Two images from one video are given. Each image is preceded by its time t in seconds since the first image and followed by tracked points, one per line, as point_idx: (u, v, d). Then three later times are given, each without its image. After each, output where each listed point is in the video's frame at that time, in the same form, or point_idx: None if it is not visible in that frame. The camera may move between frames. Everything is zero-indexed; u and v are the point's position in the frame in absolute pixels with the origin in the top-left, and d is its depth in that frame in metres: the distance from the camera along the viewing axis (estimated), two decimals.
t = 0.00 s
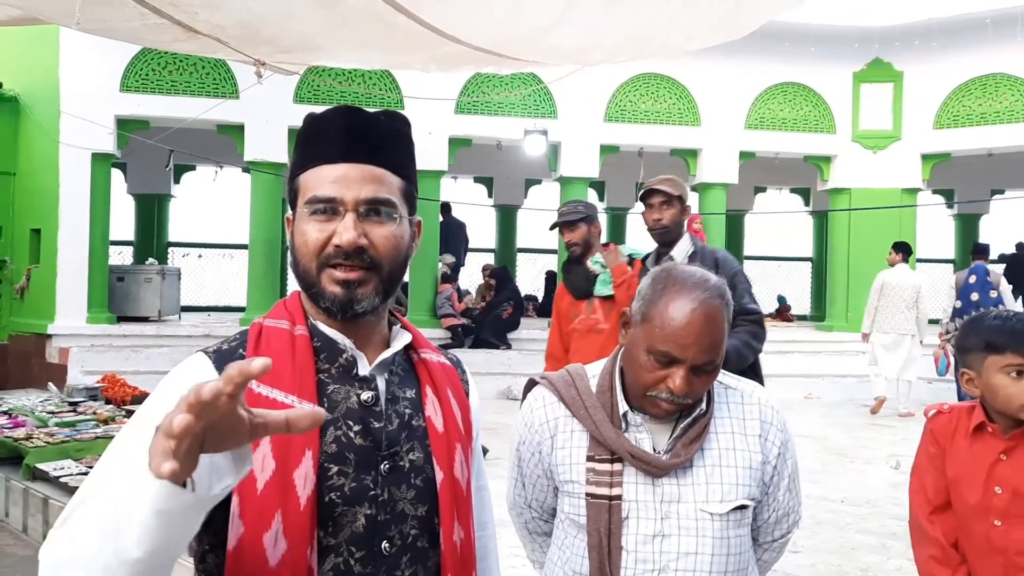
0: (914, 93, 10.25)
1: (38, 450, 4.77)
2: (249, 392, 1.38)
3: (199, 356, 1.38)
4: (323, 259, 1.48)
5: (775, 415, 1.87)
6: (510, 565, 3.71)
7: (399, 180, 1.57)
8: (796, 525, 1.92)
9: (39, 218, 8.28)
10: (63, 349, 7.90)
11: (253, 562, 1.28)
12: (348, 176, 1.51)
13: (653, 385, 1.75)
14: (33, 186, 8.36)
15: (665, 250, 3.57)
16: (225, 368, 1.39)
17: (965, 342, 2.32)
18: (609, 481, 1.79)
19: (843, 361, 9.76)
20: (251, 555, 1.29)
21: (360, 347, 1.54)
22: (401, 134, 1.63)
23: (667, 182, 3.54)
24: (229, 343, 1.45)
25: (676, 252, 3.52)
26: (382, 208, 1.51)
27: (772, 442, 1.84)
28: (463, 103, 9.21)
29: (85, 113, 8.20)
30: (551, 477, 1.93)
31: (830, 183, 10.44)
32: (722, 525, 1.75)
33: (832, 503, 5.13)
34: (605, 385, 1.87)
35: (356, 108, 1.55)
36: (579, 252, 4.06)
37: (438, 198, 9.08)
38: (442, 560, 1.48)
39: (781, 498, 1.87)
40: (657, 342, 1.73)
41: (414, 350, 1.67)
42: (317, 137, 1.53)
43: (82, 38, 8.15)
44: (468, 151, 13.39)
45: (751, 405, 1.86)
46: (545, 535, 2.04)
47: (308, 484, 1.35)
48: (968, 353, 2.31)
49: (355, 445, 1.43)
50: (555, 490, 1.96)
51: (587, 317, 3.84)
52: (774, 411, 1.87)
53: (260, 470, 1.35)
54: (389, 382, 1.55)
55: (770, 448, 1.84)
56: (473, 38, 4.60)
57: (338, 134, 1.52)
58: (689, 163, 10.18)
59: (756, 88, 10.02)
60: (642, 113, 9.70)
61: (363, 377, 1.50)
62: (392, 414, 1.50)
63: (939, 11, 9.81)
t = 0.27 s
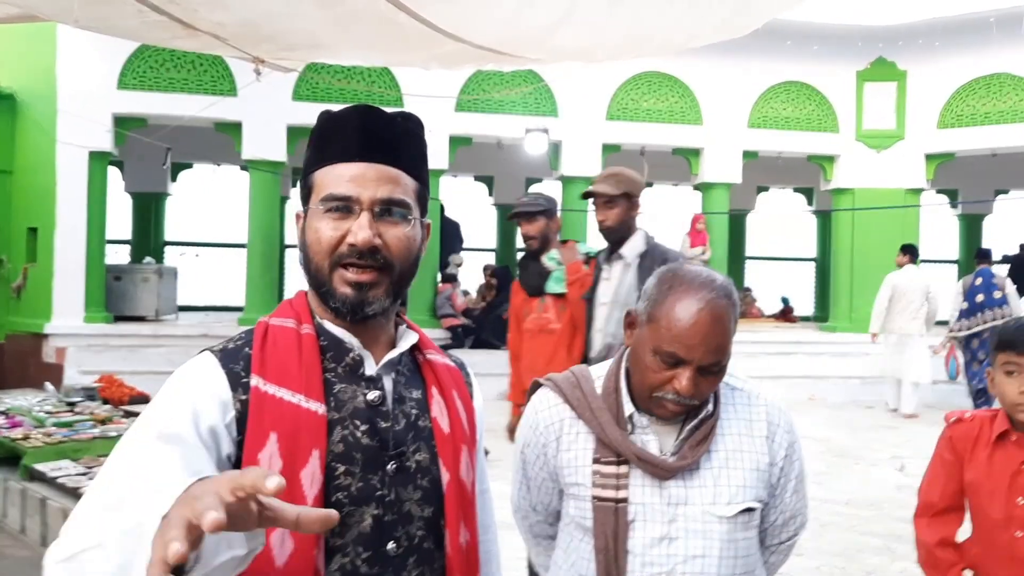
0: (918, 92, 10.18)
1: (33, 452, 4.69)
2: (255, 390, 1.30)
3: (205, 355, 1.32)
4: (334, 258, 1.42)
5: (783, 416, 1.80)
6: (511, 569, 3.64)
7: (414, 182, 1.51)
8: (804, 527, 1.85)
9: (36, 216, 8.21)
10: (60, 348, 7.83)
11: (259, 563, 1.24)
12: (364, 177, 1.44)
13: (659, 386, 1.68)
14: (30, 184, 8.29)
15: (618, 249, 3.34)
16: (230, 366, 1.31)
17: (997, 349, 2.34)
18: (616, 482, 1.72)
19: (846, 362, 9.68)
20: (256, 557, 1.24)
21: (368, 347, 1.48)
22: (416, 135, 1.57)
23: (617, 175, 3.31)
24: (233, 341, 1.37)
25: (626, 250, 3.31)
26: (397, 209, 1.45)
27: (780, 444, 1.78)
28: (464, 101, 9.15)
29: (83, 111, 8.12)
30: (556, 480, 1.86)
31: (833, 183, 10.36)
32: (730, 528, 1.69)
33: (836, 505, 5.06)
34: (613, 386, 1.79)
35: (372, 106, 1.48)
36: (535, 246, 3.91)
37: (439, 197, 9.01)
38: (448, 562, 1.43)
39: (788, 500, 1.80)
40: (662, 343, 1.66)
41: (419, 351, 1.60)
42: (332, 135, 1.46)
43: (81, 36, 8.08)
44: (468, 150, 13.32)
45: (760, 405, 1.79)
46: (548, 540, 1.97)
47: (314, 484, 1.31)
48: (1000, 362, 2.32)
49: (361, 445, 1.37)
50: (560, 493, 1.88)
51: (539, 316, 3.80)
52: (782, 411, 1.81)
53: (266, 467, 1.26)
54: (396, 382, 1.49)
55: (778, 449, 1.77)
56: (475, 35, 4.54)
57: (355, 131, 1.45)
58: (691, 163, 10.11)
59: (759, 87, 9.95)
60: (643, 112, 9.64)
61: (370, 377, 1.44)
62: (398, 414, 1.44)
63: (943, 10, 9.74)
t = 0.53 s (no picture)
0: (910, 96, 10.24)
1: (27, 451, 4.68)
2: (259, 389, 1.31)
3: (208, 355, 1.34)
4: (337, 259, 1.43)
5: (779, 418, 1.83)
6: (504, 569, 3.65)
7: (416, 184, 1.52)
8: (800, 528, 1.87)
9: (29, 214, 8.18)
10: (53, 347, 7.81)
11: (260, 562, 1.24)
12: (367, 178, 1.45)
13: (657, 387, 1.69)
14: (24, 182, 8.26)
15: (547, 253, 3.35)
16: (233, 365, 1.33)
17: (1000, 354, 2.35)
18: (613, 483, 1.74)
19: (838, 364, 9.73)
20: (257, 555, 1.24)
21: (370, 348, 1.49)
22: (419, 137, 1.58)
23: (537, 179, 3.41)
24: (237, 341, 1.38)
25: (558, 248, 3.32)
26: (400, 211, 1.46)
27: (777, 445, 1.80)
28: (459, 102, 9.16)
29: (77, 109, 8.11)
30: (554, 481, 1.87)
31: (826, 186, 10.42)
32: (727, 528, 1.71)
33: (828, 507, 5.09)
34: (611, 387, 1.81)
35: (376, 108, 1.49)
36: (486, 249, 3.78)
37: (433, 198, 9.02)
38: (447, 563, 1.44)
39: (785, 501, 1.82)
40: (661, 344, 1.68)
41: (421, 352, 1.62)
42: (336, 137, 1.47)
43: (76, 34, 8.06)
44: (463, 151, 13.34)
45: (757, 406, 1.82)
46: (546, 540, 1.98)
47: (316, 483, 1.32)
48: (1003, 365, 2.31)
49: (364, 445, 1.38)
50: (558, 494, 1.90)
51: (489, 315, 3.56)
52: (778, 413, 1.83)
53: (268, 466, 1.28)
54: (398, 383, 1.50)
55: (775, 450, 1.79)
56: (471, 37, 4.55)
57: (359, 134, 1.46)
58: (685, 165, 10.14)
59: (753, 90, 10.00)
60: (638, 114, 9.67)
61: (373, 378, 1.45)
62: (400, 415, 1.45)
63: (935, 14, 9.81)
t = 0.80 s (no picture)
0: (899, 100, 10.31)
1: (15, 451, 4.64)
2: (255, 387, 1.31)
3: (206, 353, 1.33)
4: (337, 256, 1.43)
5: (775, 419, 1.84)
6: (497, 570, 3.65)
7: (416, 180, 1.52)
8: (794, 529, 1.88)
9: (18, 213, 8.12)
10: (41, 346, 7.75)
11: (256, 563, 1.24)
12: (367, 175, 1.45)
13: (654, 384, 1.70)
14: (12, 180, 8.20)
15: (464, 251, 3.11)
16: (230, 364, 1.32)
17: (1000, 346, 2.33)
18: (610, 483, 1.74)
19: (828, 367, 9.77)
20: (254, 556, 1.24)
21: (369, 346, 1.49)
22: (419, 134, 1.59)
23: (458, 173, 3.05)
24: (235, 339, 1.38)
25: (483, 246, 3.08)
26: (401, 207, 1.46)
27: (772, 446, 1.81)
28: (450, 103, 9.16)
29: (66, 108, 8.06)
30: (551, 480, 1.87)
31: (815, 189, 10.48)
32: (723, 528, 1.72)
33: (818, 509, 5.11)
34: (608, 387, 1.82)
35: (375, 105, 1.50)
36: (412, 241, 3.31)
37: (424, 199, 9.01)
38: (442, 563, 1.44)
39: (780, 502, 1.83)
40: (658, 341, 1.68)
41: (421, 351, 1.62)
42: (337, 133, 1.48)
43: (65, 33, 8.02)
44: (454, 152, 13.34)
45: (753, 407, 1.83)
46: (542, 540, 1.99)
47: (312, 483, 1.32)
48: (998, 358, 2.32)
49: (360, 446, 1.38)
50: (554, 494, 1.90)
51: (418, 322, 3.10)
52: (774, 414, 1.84)
53: (264, 465, 1.27)
54: (396, 383, 1.50)
55: (770, 451, 1.81)
56: (464, 39, 4.55)
57: (361, 131, 1.47)
58: (676, 167, 10.17)
59: (743, 93, 10.05)
60: (629, 116, 9.69)
61: (370, 377, 1.45)
62: (397, 415, 1.45)
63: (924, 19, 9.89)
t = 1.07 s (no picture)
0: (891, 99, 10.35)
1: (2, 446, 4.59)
2: (252, 378, 1.28)
3: (203, 344, 1.31)
4: (337, 247, 1.40)
5: (776, 412, 1.83)
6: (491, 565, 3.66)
7: (416, 170, 1.50)
8: (794, 523, 1.87)
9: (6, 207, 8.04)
10: (29, 341, 7.68)
11: (252, 556, 1.22)
12: (367, 164, 1.43)
13: (654, 374, 1.68)
14: None
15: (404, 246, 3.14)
16: (227, 355, 1.30)
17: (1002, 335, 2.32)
18: (610, 476, 1.73)
19: (818, 365, 9.80)
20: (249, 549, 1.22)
21: (367, 338, 1.47)
22: (418, 123, 1.57)
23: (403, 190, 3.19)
24: (231, 329, 1.36)
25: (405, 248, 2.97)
26: (401, 197, 1.44)
27: (772, 439, 1.80)
28: (443, 99, 9.13)
29: (55, 101, 7.98)
30: (550, 474, 1.86)
31: (807, 188, 10.52)
32: (723, 521, 1.70)
33: (810, 506, 5.12)
34: (608, 381, 1.80)
35: (374, 93, 1.48)
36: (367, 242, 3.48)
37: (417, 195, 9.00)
38: (440, 556, 1.42)
39: (780, 495, 1.82)
40: (658, 331, 1.67)
41: (419, 343, 1.60)
42: (337, 121, 1.45)
43: (55, 25, 7.94)
44: (445, 149, 13.31)
45: (753, 400, 1.82)
46: (540, 534, 1.97)
47: (309, 474, 1.29)
48: (997, 348, 2.31)
49: (358, 436, 1.36)
50: (553, 487, 1.89)
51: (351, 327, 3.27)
52: (774, 407, 1.83)
53: (261, 457, 1.25)
54: (395, 374, 1.48)
55: (770, 444, 1.80)
56: (459, 33, 4.53)
57: (361, 118, 1.45)
58: (668, 165, 10.18)
59: (735, 92, 10.06)
60: (622, 114, 9.69)
61: (368, 368, 1.43)
62: (395, 406, 1.43)
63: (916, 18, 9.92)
